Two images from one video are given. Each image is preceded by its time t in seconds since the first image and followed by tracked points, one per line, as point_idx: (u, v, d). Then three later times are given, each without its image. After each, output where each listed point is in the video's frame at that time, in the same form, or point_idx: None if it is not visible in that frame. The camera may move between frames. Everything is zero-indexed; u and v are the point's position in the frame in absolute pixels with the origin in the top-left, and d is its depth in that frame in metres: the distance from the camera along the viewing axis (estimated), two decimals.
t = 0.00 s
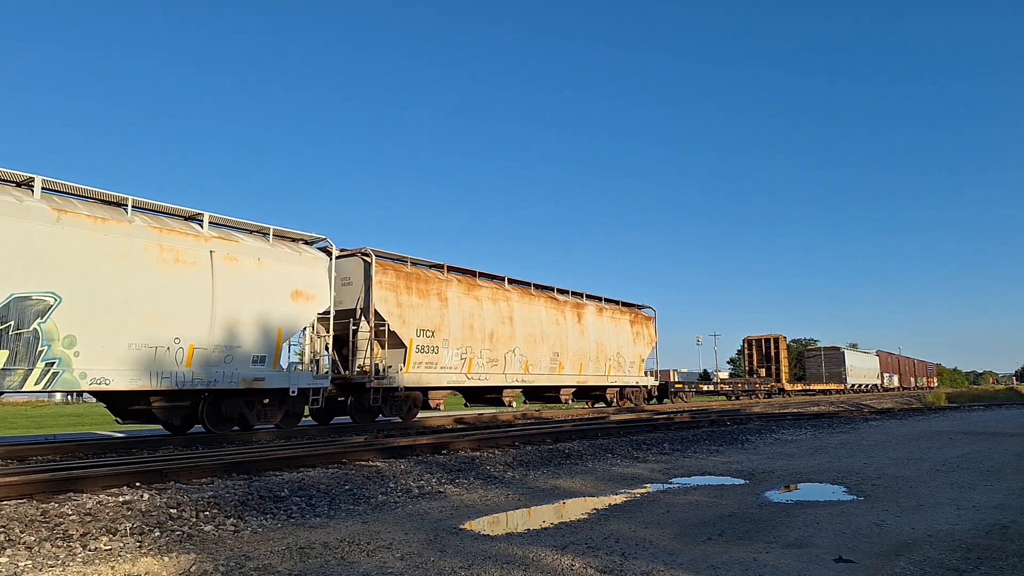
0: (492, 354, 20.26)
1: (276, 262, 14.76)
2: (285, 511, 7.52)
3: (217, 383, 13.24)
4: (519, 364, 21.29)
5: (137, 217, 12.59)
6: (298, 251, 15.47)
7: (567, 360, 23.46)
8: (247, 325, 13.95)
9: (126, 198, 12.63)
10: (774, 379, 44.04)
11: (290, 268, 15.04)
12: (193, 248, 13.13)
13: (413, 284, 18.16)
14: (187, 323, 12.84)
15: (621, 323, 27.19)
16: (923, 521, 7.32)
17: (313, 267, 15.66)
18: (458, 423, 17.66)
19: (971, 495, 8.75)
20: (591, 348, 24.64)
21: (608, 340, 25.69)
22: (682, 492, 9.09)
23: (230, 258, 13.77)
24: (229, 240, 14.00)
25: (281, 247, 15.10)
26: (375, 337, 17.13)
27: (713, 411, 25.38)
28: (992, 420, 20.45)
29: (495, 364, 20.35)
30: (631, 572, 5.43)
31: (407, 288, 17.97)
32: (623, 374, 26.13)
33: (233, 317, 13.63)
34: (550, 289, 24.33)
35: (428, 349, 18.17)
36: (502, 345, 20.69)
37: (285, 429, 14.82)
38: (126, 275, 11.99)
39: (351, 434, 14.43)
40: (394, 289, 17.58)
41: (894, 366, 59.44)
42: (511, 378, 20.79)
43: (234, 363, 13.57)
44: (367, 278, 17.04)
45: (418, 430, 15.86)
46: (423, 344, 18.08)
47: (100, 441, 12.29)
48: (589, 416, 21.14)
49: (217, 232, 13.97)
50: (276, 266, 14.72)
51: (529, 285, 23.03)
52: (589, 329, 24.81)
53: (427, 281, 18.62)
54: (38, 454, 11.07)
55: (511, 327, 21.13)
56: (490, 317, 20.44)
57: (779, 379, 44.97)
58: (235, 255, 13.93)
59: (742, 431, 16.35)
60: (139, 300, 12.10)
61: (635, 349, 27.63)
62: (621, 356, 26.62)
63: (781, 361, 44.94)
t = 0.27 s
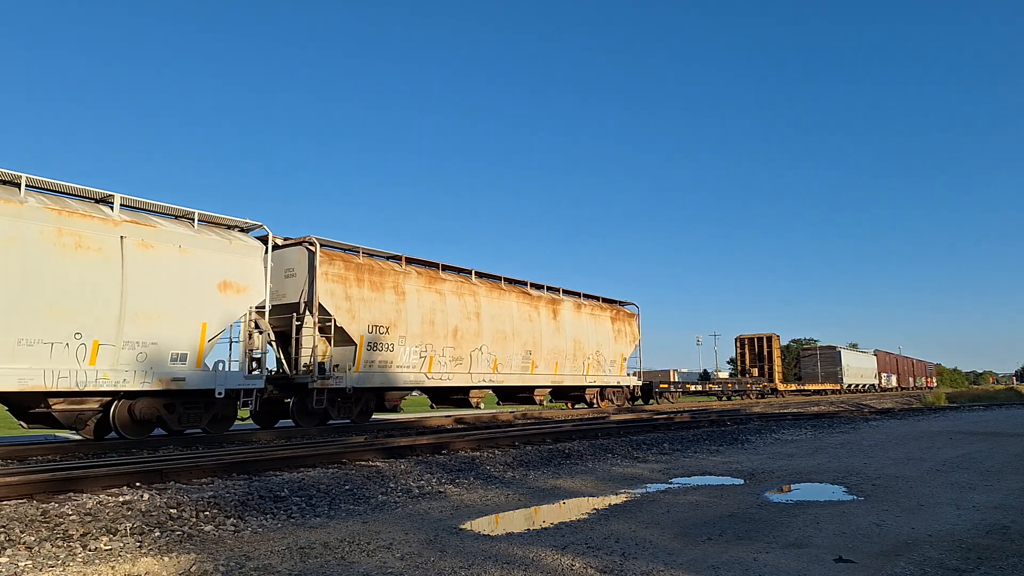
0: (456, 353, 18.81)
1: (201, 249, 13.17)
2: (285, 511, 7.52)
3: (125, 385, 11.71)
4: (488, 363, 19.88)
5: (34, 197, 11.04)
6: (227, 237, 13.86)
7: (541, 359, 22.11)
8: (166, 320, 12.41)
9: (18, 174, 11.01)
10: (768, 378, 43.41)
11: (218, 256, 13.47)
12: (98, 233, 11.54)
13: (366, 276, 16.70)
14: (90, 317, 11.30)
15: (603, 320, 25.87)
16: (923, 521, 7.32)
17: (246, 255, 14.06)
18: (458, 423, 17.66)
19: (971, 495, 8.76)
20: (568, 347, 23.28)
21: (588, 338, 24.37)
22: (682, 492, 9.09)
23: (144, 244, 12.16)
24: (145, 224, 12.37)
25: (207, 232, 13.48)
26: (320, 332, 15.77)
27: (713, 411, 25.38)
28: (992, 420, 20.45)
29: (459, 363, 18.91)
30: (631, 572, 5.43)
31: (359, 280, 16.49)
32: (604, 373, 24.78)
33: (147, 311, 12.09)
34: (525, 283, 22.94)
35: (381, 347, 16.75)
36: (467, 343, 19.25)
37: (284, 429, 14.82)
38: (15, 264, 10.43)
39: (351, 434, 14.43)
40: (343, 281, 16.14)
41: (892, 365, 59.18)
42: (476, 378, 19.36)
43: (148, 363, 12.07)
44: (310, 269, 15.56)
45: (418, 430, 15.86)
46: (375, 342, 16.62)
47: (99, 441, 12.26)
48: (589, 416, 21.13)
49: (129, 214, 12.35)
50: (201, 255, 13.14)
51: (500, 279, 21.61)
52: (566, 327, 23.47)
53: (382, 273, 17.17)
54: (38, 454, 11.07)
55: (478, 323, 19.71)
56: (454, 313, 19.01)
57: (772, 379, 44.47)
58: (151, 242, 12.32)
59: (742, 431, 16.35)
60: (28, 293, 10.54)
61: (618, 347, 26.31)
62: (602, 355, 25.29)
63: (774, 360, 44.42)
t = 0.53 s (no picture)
0: (414, 351, 17.48)
1: (110, 235, 11.77)
2: (285, 511, 7.52)
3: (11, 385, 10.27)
4: (451, 362, 18.59)
5: None
6: (141, 221, 12.45)
7: (511, 358, 20.80)
8: (64, 313, 11.01)
9: None
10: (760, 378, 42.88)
11: (129, 242, 12.05)
12: None
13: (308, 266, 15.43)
14: None
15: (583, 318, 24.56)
16: (923, 521, 7.32)
17: (163, 242, 12.64)
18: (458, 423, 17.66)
19: (971, 495, 8.75)
20: (541, 346, 21.95)
21: (564, 336, 23.07)
22: (682, 492, 9.09)
23: (39, 228, 10.75)
24: (41, 204, 10.94)
25: (117, 216, 12.04)
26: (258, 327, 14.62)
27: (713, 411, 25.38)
28: (992, 420, 20.46)
29: (417, 361, 17.58)
30: (631, 572, 5.42)
31: (299, 271, 15.19)
32: (582, 373, 23.53)
33: (41, 303, 10.69)
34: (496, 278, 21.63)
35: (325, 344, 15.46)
36: (427, 341, 17.91)
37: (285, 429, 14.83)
38: None
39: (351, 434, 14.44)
40: (281, 272, 14.86)
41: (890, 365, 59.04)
42: (437, 377, 18.09)
43: (42, 361, 10.67)
44: (243, 257, 14.33)
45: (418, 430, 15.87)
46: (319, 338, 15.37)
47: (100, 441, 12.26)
48: (589, 416, 21.14)
49: (23, 193, 10.91)
50: (110, 241, 11.73)
51: (468, 273, 20.32)
52: (541, 325, 22.16)
53: (328, 264, 15.87)
54: (38, 454, 11.07)
55: (439, 320, 18.39)
56: (411, 308, 17.66)
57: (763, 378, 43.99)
58: (46, 225, 10.87)
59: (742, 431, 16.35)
60: None
61: (599, 346, 25.06)
62: (582, 354, 24.02)
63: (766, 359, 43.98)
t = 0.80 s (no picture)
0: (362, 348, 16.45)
1: None
2: (285, 511, 7.52)
3: None
4: (408, 360, 17.60)
5: None
6: (38, 201, 11.15)
7: (478, 356, 19.86)
8: None
9: None
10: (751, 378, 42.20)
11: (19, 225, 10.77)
12: None
13: (241, 257, 14.42)
14: None
15: (557, 315, 23.65)
16: (922, 521, 7.32)
17: (65, 225, 11.39)
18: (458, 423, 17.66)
19: (971, 495, 8.75)
20: (510, 343, 20.99)
21: (536, 333, 22.13)
22: (682, 493, 9.09)
23: None
24: None
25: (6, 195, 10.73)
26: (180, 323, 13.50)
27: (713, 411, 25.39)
28: (992, 420, 20.48)
29: (368, 360, 16.61)
30: (631, 572, 5.42)
31: (229, 260, 14.17)
32: (557, 372, 22.60)
33: None
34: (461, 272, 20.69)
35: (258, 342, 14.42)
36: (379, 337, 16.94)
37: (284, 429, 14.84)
38: None
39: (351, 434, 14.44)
40: (207, 263, 13.84)
41: (888, 365, 58.86)
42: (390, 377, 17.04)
43: None
44: (162, 247, 13.29)
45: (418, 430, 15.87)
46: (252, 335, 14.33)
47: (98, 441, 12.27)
48: (589, 416, 21.14)
49: None
50: None
51: (428, 266, 19.37)
52: (510, 321, 21.20)
53: (263, 254, 14.87)
54: (38, 454, 11.07)
55: (393, 315, 17.41)
56: (361, 302, 16.71)
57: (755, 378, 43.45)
58: None
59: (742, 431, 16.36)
60: None
61: (575, 344, 24.14)
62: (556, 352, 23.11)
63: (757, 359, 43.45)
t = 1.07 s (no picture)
0: (302, 346, 14.95)
1: None
2: (285, 511, 7.52)
3: None
4: (358, 360, 16.10)
5: None
6: None
7: (439, 355, 18.40)
8: None
9: None
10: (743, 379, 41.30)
11: None
12: None
13: (159, 243, 12.91)
14: None
15: (529, 311, 22.26)
16: (922, 521, 7.32)
17: None
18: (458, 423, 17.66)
19: (971, 495, 8.75)
20: (476, 341, 19.53)
21: (507, 330, 20.69)
22: (682, 493, 9.09)
23: None
24: None
25: None
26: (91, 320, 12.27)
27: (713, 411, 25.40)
28: (991, 420, 20.52)
29: (311, 358, 15.13)
30: (631, 572, 5.42)
31: (143, 247, 12.65)
32: (528, 372, 21.19)
33: None
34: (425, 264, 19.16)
35: (177, 338, 12.98)
36: (323, 333, 15.44)
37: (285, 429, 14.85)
38: None
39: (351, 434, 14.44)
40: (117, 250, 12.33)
41: (886, 365, 58.70)
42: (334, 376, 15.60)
43: None
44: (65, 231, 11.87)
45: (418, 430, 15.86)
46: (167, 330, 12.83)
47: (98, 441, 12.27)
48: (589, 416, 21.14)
49: None
50: None
51: (384, 257, 17.82)
52: (477, 317, 19.74)
53: (185, 241, 13.34)
54: (38, 454, 11.07)
55: (340, 309, 15.89)
56: (303, 295, 15.18)
57: (746, 378, 42.64)
58: None
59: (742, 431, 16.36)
60: None
61: (550, 342, 22.74)
62: (528, 351, 21.72)
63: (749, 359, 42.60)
